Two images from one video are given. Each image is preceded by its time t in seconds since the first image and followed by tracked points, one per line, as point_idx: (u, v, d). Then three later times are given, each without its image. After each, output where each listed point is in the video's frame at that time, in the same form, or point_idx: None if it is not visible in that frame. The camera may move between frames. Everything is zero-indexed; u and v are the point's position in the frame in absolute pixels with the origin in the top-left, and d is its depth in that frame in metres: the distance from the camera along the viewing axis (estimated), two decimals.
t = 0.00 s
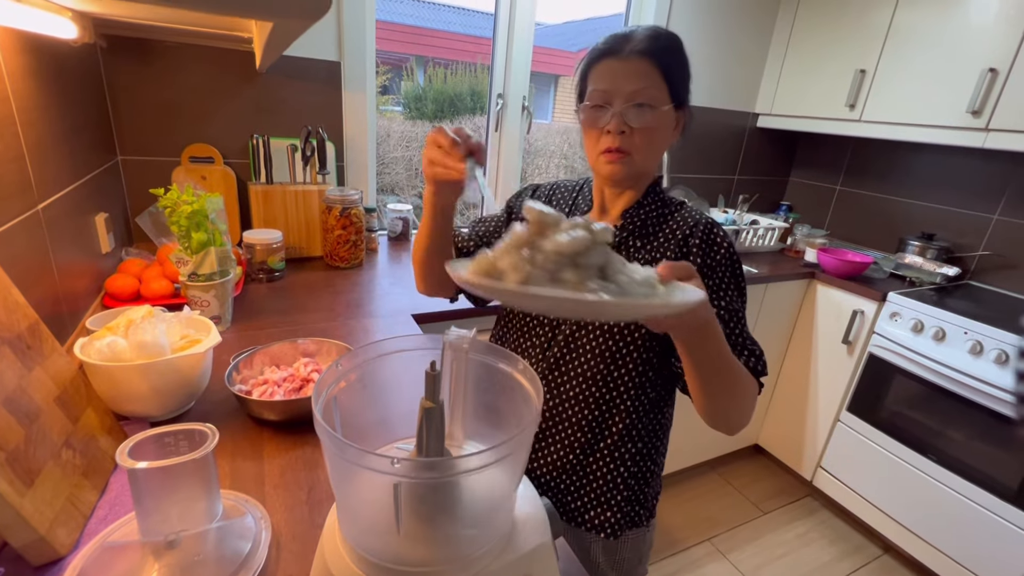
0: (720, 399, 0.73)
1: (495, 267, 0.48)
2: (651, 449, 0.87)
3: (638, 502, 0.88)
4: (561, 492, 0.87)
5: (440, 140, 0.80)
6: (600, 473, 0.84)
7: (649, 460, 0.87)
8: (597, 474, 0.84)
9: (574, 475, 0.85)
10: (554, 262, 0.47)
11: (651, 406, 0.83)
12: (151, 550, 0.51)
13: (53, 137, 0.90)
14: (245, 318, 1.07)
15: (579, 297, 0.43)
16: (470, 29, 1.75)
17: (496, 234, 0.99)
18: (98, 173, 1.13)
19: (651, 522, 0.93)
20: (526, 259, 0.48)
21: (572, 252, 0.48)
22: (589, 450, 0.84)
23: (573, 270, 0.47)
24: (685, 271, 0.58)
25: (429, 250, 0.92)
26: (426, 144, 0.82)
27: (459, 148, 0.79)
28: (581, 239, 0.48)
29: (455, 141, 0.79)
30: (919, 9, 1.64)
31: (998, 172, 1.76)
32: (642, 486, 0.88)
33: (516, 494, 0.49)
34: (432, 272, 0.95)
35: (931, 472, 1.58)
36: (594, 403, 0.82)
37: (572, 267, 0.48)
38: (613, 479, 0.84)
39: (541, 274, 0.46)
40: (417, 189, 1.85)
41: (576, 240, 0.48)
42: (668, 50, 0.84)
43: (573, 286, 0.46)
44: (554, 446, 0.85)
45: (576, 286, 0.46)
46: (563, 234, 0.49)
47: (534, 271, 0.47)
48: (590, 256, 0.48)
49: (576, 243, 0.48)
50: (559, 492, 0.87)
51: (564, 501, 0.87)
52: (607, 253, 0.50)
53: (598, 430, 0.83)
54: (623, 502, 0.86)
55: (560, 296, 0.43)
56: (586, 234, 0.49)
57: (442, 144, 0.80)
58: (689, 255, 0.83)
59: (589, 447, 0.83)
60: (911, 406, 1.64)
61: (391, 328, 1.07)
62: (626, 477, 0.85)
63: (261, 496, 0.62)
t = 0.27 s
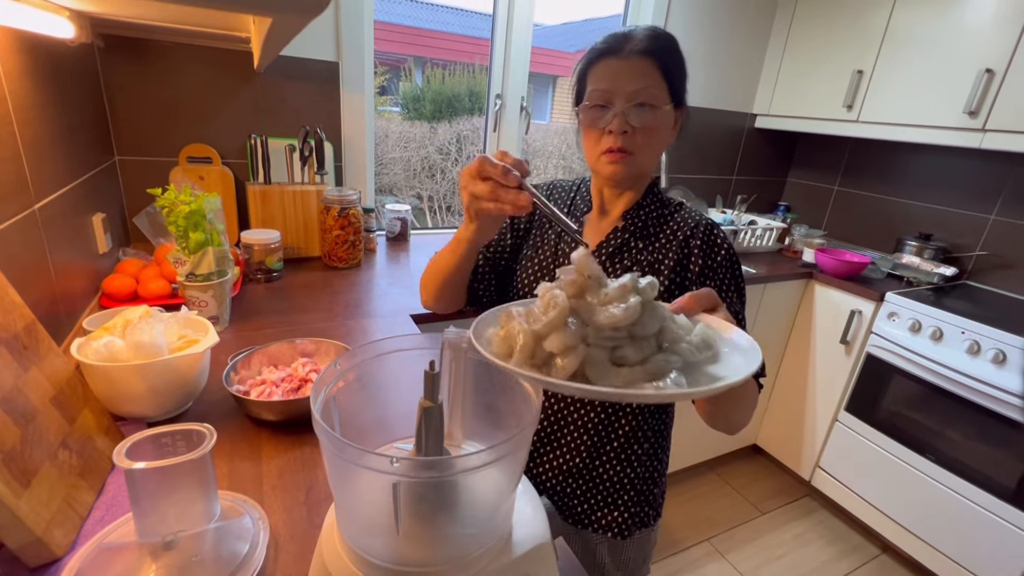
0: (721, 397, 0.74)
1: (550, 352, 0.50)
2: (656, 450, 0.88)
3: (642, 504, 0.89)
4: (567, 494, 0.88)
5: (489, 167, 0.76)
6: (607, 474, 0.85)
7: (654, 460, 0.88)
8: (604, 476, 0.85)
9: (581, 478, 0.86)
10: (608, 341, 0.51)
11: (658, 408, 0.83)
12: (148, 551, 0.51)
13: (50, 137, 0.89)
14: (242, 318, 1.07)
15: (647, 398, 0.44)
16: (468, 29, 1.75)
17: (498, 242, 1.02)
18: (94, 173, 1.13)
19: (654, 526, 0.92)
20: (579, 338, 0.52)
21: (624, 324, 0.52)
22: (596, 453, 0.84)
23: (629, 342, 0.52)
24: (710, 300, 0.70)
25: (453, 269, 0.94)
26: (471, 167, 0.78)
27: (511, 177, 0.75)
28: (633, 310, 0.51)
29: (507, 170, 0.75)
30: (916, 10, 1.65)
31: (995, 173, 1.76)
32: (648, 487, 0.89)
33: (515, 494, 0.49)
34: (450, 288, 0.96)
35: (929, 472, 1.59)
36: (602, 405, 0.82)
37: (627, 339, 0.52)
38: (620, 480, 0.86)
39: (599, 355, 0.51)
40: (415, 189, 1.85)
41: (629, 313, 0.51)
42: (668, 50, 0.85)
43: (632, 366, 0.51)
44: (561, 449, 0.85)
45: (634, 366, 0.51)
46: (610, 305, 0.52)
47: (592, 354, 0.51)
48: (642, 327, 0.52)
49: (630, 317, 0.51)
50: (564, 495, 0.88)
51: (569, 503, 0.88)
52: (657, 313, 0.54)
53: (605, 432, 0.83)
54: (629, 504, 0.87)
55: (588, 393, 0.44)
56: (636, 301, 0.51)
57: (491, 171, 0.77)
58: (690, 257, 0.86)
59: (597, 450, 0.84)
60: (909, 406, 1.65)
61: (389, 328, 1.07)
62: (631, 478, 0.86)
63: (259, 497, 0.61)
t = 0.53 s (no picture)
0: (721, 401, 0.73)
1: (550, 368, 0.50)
2: (655, 451, 0.89)
3: (640, 504, 0.89)
4: (567, 498, 0.87)
5: (508, 196, 0.71)
6: (607, 476, 0.85)
7: (652, 461, 0.89)
8: (604, 478, 0.85)
9: (581, 481, 0.85)
10: (610, 355, 0.51)
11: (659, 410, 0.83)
12: (144, 553, 0.50)
13: (46, 136, 0.89)
14: (240, 319, 1.07)
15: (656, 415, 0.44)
16: (466, 29, 1.75)
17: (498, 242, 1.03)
18: (91, 173, 1.13)
19: (652, 526, 0.93)
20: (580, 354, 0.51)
21: (625, 337, 0.52)
22: (597, 455, 0.84)
23: (632, 356, 0.52)
24: (713, 307, 0.71)
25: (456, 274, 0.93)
26: (490, 192, 0.73)
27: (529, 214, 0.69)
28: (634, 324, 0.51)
29: (526, 207, 0.69)
30: (914, 10, 1.65)
31: (992, 173, 1.77)
32: (647, 486, 0.90)
33: (513, 494, 0.49)
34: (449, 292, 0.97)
35: (927, 472, 1.59)
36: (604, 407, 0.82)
37: (629, 353, 0.52)
38: (620, 481, 0.86)
39: (603, 370, 0.50)
40: (413, 189, 1.84)
41: (630, 326, 0.51)
42: (670, 46, 0.85)
43: (635, 381, 0.51)
44: (562, 451, 0.85)
45: (637, 381, 0.51)
46: (611, 319, 0.52)
47: (595, 369, 0.50)
48: (643, 341, 0.53)
49: (631, 330, 0.51)
50: (564, 499, 0.87)
51: (569, 506, 0.88)
52: (659, 325, 0.54)
53: (606, 435, 0.83)
54: (626, 502, 0.88)
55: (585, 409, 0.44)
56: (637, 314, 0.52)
57: (510, 202, 0.71)
58: (693, 258, 0.85)
59: (598, 452, 0.84)
60: (907, 405, 1.65)
61: (387, 329, 1.07)
62: (630, 478, 0.86)
63: (256, 498, 0.61)
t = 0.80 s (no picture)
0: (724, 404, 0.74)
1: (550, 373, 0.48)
2: (657, 454, 0.89)
3: (641, 507, 0.90)
4: (568, 500, 0.87)
5: (502, 212, 0.71)
6: (608, 478, 0.85)
7: (654, 464, 0.89)
8: (605, 480, 0.85)
9: (583, 484, 0.85)
10: (610, 357, 0.50)
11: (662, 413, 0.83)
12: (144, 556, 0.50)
13: (45, 137, 0.89)
14: (239, 320, 1.07)
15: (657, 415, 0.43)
16: (465, 29, 1.75)
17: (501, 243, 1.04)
18: (89, 175, 1.12)
19: (653, 529, 0.93)
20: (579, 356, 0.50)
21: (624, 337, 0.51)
22: (599, 457, 0.84)
23: (632, 355, 0.51)
24: (718, 304, 0.71)
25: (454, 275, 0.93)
26: (488, 202, 0.72)
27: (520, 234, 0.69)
28: (632, 324, 0.50)
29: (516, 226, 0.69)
30: (912, 12, 1.66)
31: (990, 174, 1.77)
32: (648, 489, 0.90)
33: (515, 497, 0.49)
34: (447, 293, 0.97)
35: (926, 472, 1.59)
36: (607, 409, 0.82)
37: (629, 353, 0.51)
38: (622, 484, 0.86)
39: (603, 372, 0.49)
40: (412, 190, 1.84)
41: (628, 325, 0.50)
42: (671, 48, 0.85)
43: (635, 381, 0.50)
44: (563, 453, 0.85)
45: (637, 381, 0.50)
46: (607, 319, 0.51)
47: (596, 370, 0.49)
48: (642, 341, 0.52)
49: (629, 329, 0.50)
50: (564, 501, 0.88)
51: (570, 509, 0.88)
52: (659, 324, 0.53)
53: (609, 437, 0.83)
54: (628, 505, 0.88)
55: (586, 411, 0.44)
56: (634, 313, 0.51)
57: (504, 217, 0.71)
58: (697, 261, 0.85)
59: (599, 454, 0.84)
60: (905, 406, 1.65)
61: (387, 330, 1.07)
62: (632, 480, 0.87)
63: (256, 500, 0.61)
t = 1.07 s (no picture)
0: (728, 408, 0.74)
1: (542, 380, 0.49)
2: (663, 454, 0.89)
3: (646, 506, 0.90)
4: (574, 501, 0.87)
5: (465, 207, 0.69)
6: (615, 479, 0.85)
7: (660, 464, 0.89)
8: (612, 481, 0.85)
9: (589, 485, 0.85)
10: (603, 364, 0.51)
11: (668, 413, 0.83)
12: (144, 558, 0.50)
13: (43, 138, 0.88)
14: (238, 321, 1.07)
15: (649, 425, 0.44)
16: (464, 30, 1.75)
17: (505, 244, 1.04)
18: (88, 175, 1.12)
19: (657, 529, 0.94)
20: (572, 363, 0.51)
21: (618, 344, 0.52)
22: (605, 458, 0.84)
23: (625, 363, 0.52)
24: (719, 307, 0.71)
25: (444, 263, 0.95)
26: (450, 197, 0.71)
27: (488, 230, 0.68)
28: (626, 331, 0.51)
29: (483, 222, 0.68)
30: (910, 12, 1.66)
31: (988, 174, 1.77)
32: (654, 489, 0.90)
33: (516, 499, 0.49)
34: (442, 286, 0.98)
35: (925, 472, 1.59)
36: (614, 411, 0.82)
37: (623, 360, 0.52)
38: (628, 484, 0.86)
39: (596, 379, 0.50)
40: (411, 190, 1.84)
41: (622, 332, 0.51)
42: (670, 48, 0.84)
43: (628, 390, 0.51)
44: (570, 454, 0.85)
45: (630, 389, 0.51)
46: (602, 325, 0.52)
47: (588, 377, 0.50)
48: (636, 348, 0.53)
49: (623, 337, 0.51)
50: (571, 502, 0.87)
51: (576, 510, 0.88)
52: (654, 331, 0.54)
53: (615, 438, 0.83)
54: (634, 505, 0.88)
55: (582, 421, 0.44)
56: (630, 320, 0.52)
57: (468, 212, 0.69)
58: (702, 261, 0.85)
59: (607, 455, 0.84)
60: (904, 406, 1.65)
61: (387, 330, 1.07)
62: (638, 481, 0.87)
63: (256, 502, 0.61)
